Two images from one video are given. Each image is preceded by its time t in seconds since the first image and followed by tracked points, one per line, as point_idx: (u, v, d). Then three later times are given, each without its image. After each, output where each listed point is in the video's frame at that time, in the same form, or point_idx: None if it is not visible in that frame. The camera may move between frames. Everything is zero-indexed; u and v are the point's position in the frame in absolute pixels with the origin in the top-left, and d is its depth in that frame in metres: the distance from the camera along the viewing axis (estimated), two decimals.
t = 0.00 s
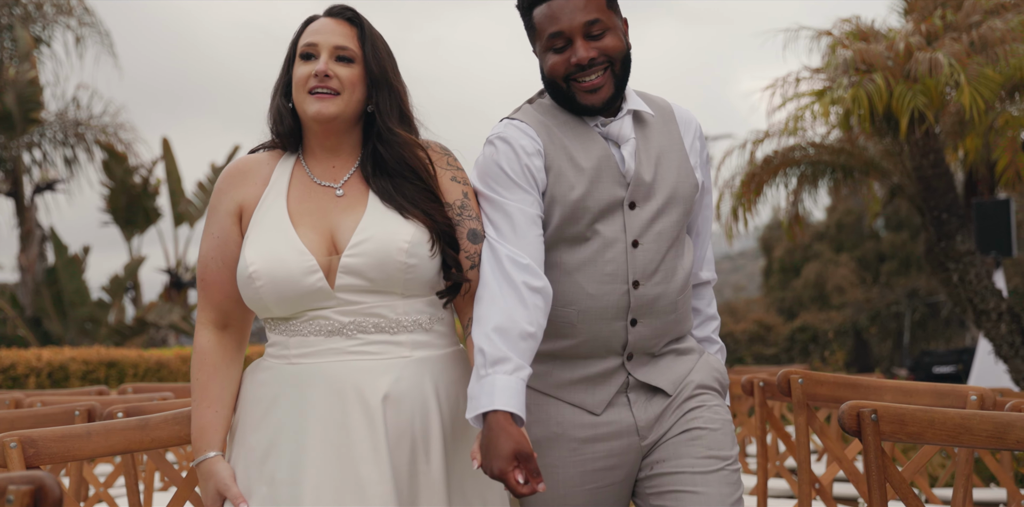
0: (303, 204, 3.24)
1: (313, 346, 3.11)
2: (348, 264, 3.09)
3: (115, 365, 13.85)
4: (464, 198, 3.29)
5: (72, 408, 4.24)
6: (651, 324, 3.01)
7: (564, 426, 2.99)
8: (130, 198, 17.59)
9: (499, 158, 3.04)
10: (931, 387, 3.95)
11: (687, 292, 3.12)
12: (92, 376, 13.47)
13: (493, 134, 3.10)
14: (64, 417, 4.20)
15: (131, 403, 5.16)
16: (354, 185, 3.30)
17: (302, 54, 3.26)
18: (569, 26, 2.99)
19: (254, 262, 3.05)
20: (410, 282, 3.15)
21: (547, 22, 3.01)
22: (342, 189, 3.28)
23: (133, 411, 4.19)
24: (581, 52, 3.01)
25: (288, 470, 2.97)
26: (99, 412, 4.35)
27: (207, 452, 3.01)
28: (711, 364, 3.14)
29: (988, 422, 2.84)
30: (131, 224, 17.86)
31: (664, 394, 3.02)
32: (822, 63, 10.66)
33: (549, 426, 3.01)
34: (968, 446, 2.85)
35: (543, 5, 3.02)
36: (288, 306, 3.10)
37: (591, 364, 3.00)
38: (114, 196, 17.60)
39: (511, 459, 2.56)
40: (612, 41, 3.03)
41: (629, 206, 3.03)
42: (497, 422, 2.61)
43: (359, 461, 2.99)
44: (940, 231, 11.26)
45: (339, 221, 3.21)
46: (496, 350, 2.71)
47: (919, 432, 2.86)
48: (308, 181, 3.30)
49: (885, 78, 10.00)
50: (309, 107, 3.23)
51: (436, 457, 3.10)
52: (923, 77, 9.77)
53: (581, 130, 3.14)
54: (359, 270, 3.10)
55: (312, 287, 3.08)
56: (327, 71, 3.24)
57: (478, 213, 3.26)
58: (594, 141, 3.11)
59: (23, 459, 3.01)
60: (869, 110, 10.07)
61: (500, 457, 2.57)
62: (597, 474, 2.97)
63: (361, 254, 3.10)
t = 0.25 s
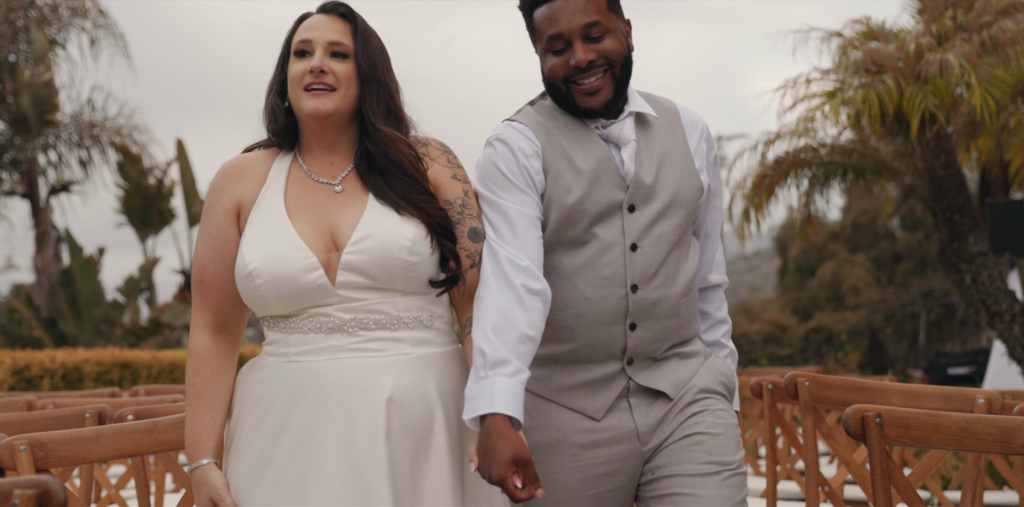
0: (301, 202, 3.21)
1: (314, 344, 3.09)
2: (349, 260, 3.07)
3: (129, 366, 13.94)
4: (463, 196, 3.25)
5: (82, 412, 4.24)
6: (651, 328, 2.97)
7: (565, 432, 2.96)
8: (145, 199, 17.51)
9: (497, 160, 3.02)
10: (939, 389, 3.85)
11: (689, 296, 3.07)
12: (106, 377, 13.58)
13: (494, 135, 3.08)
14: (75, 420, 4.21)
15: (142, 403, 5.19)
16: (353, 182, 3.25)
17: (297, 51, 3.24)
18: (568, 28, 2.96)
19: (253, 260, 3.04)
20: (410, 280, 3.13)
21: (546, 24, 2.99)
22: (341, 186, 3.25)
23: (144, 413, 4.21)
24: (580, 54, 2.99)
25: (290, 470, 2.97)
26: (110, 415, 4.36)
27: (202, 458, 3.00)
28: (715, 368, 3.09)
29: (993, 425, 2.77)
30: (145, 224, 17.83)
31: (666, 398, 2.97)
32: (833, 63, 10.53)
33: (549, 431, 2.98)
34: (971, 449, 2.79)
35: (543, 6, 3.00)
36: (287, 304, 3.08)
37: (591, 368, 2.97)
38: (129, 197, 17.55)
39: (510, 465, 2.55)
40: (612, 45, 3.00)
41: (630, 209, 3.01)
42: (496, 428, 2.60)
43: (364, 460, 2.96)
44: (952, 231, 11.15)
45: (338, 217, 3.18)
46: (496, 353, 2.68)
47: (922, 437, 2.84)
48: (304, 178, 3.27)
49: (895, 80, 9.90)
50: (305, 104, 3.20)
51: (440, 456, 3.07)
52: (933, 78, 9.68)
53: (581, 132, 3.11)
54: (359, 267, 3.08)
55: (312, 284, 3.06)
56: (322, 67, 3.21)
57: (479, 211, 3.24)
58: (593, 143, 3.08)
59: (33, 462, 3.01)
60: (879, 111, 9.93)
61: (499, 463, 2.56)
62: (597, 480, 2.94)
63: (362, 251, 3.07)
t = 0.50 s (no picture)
0: (317, 220, 3.22)
1: (325, 362, 3.08)
2: (365, 278, 3.06)
3: (161, 385, 12.67)
4: (480, 214, 3.27)
5: (111, 432, 4.36)
6: (665, 351, 2.91)
7: (580, 456, 2.92)
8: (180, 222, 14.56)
9: (511, 179, 3.00)
10: (965, 412, 3.76)
11: (708, 318, 2.99)
12: (139, 396, 12.42)
13: (510, 152, 3.07)
14: (104, 440, 4.32)
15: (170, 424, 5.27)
16: (368, 199, 3.27)
17: (312, 67, 3.25)
18: (582, 45, 2.96)
19: (270, 276, 3.05)
20: (426, 298, 3.12)
21: (563, 41, 3.00)
22: (357, 203, 3.26)
23: (170, 435, 4.27)
24: (596, 71, 2.97)
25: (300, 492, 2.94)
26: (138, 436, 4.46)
27: (216, 477, 3.04)
28: (737, 392, 2.99)
29: (1015, 452, 2.85)
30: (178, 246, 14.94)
31: (683, 424, 2.89)
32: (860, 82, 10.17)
33: (564, 455, 2.95)
34: (996, 474, 2.85)
35: (559, 23, 3.01)
36: (301, 322, 3.08)
37: (606, 392, 2.92)
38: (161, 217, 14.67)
39: (522, 488, 2.51)
40: (628, 62, 2.99)
41: (642, 229, 2.97)
42: (509, 452, 2.54)
43: (378, 479, 2.94)
44: (985, 250, 11.04)
45: (355, 235, 3.18)
46: (509, 372, 2.64)
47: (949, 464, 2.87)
48: (322, 193, 3.30)
49: (924, 98, 9.79)
50: (320, 120, 3.23)
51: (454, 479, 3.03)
52: (963, 97, 9.48)
53: (597, 150, 3.10)
54: (376, 285, 3.08)
55: (328, 302, 3.05)
56: (337, 82, 3.23)
57: (495, 230, 3.25)
58: (608, 162, 3.06)
59: (58, 484, 3.06)
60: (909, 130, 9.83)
61: (512, 486, 2.52)
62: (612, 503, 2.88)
63: (378, 270, 3.07)
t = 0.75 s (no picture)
0: (329, 230, 3.11)
1: (332, 371, 3.07)
2: (374, 291, 3.01)
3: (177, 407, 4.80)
4: (489, 227, 3.06)
5: (127, 447, 4.76)
6: (670, 366, 2.88)
7: (586, 474, 2.91)
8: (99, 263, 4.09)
9: (520, 193, 2.99)
10: (988, 427, 3.61)
11: (719, 333, 2.96)
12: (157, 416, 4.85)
13: (514, 169, 2.93)
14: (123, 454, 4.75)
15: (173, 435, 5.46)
16: (377, 212, 3.11)
17: (317, 76, 2.91)
18: (592, 56, 2.85)
19: (278, 289, 3.02)
20: (434, 310, 3.07)
21: (574, 51, 2.87)
22: (366, 214, 3.11)
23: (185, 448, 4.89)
24: (605, 81, 2.88)
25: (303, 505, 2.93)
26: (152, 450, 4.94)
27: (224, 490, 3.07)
28: (748, 411, 2.95)
29: None
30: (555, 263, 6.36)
31: (689, 445, 2.85)
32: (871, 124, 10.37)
33: (570, 472, 2.93)
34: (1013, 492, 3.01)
35: (572, 31, 2.87)
36: (308, 334, 3.06)
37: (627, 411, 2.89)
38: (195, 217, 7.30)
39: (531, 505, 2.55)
40: (638, 73, 2.90)
41: (653, 256, 2.92)
42: (519, 470, 2.58)
43: (382, 495, 2.92)
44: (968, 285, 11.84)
45: (365, 248, 3.09)
46: (520, 387, 2.69)
47: (971, 470, 3.07)
48: (329, 205, 3.13)
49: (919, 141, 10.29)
50: (327, 130, 2.99)
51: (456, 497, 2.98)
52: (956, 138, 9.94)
53: (606, 163, 3.07)
54: (384, 299, 3.03)
55: (336, 314, 3.02)
56: (344, 93, 2.92)
57: (504, 242, 3.08)
58: (615, 175, 3.04)
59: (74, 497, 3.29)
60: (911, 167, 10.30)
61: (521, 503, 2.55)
62: None
63: (385, 283, 3.01)
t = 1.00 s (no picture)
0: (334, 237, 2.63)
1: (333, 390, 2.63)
2: (379, 311, 2.54)
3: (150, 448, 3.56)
4: (502, 246, 2.48)
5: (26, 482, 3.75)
6: (682, 389, 2.34)
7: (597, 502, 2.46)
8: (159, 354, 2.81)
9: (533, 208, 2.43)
10: None
11: (737, 353, 2.31)
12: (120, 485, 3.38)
13: (512, 169, 2.46)
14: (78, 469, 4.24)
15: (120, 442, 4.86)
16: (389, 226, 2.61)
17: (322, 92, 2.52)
18: (606, 72, 2.33)
19: (280, 309, 2.57)
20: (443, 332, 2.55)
21: (589, 66, 2.37)
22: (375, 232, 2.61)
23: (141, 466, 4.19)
24: (617, 98, 2.33)
25: None
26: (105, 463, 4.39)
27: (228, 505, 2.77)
28: (770, 436, 2.35)
29: None
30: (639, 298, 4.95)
31: (702, 471, 2.38)
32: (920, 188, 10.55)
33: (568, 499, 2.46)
34: None
35: (587, 48, 2.38)
36: (313, 351, 2.61)
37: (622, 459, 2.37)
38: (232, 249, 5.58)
39: None
40: (655, 87, 2.31)
41: (659, 260, 2.30)
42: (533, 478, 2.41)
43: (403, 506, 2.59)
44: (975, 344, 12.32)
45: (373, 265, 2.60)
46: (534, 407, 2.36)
47: (965, 463, 2.59)
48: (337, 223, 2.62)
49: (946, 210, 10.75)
50: (334, 150, 2.58)
51: None
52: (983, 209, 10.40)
53: (622, 190, 2.35)
54: (388, 318, 2.55)
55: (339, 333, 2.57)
56: (350, 109, 2.52)
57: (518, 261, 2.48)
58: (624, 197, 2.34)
59: None
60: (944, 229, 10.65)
61: None
62: None
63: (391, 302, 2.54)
